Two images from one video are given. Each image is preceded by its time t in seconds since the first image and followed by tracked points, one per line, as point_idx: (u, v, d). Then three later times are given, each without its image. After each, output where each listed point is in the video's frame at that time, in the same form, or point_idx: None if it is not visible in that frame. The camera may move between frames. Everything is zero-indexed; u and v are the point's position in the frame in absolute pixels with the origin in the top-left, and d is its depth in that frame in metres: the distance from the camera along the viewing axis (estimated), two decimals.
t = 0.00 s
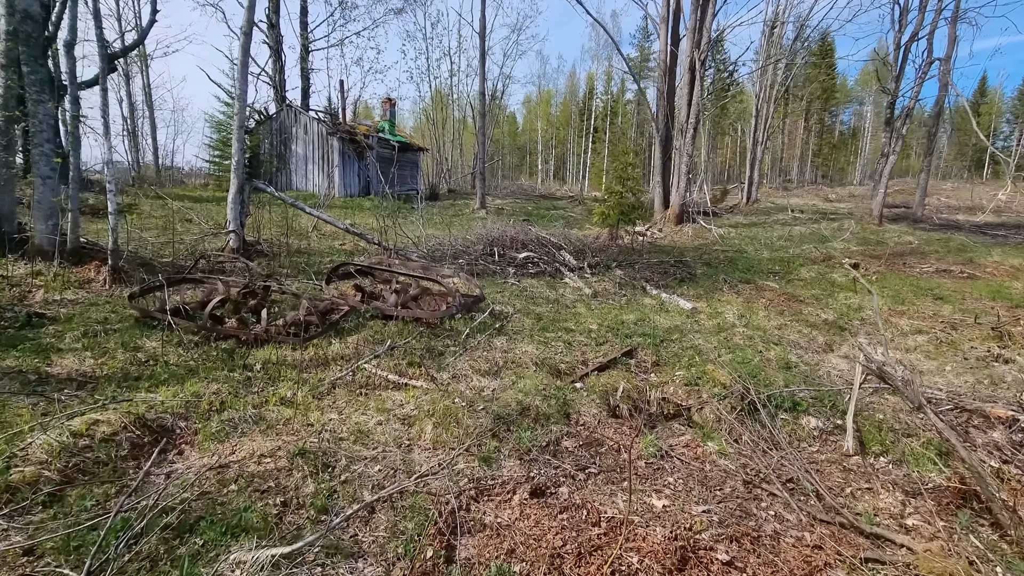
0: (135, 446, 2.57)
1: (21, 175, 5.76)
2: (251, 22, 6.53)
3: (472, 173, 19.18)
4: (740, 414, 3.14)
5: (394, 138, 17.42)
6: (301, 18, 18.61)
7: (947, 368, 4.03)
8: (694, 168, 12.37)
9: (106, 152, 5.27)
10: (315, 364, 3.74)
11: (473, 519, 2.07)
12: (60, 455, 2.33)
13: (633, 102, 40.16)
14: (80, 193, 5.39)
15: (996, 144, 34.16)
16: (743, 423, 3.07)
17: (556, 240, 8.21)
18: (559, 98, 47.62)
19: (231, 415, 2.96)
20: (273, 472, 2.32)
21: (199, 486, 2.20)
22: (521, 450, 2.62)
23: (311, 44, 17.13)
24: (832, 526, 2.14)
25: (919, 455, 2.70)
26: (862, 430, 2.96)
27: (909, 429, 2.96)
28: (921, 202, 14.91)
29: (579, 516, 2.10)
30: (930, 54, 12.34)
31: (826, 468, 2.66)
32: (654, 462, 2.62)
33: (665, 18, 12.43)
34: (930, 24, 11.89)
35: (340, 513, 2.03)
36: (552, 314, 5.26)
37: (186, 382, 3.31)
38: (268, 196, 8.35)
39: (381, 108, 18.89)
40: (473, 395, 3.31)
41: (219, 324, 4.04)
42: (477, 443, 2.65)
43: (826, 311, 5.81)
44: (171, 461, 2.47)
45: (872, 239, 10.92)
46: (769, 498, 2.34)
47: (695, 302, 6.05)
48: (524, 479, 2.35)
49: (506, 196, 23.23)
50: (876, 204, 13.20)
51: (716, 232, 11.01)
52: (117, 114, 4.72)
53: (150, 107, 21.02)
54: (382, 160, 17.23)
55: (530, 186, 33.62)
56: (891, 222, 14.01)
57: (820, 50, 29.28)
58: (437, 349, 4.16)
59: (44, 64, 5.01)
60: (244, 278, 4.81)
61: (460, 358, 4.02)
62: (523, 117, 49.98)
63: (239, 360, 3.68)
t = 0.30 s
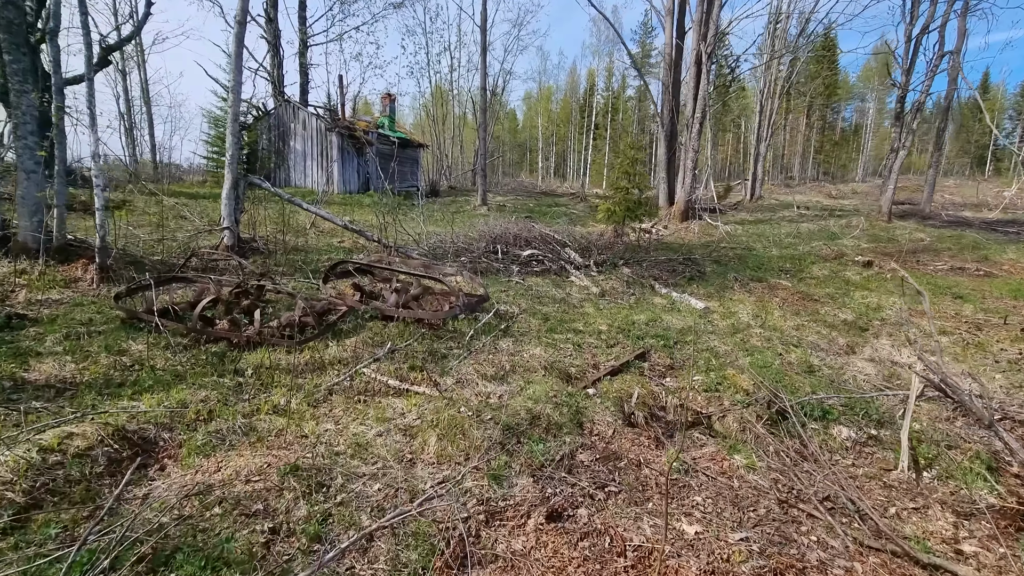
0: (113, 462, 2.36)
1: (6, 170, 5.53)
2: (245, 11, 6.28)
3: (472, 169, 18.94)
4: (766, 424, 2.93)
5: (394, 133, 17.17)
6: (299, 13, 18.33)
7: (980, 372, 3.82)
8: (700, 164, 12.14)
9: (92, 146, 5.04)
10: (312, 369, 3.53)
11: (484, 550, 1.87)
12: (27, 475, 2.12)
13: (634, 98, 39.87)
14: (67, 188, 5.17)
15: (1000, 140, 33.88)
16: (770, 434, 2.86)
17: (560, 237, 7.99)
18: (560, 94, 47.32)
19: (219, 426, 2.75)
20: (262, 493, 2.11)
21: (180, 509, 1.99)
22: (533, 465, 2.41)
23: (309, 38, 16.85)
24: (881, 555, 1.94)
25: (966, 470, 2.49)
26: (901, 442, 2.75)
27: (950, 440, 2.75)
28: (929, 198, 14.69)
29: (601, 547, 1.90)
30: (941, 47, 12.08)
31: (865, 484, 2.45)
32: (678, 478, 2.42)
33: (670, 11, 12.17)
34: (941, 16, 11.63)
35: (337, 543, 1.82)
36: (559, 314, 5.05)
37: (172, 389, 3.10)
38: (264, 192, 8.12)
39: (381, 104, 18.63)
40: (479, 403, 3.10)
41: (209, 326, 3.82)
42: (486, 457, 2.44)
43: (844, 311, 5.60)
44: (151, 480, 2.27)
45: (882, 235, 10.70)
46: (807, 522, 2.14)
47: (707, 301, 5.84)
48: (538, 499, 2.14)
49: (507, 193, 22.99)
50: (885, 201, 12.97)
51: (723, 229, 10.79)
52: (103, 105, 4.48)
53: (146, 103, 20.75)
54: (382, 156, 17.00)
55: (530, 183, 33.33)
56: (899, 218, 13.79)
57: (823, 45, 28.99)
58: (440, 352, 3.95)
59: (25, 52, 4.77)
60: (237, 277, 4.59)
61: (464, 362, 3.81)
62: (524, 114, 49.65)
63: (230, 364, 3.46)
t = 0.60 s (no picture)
0: (87, 498, 2.15)
1: None
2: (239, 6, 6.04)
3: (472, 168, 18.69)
4: (800, 445, 2.72)
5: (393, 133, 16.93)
6: (297, 10, 18.07)
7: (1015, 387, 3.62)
8: (704, 164, 11.93)
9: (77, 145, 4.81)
10: (308, 386, 3.31)
11: None
12: None
13: (633, 97, 39.66)
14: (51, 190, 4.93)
15: (1001, 139, 33.72)
16: (803, 459, 2.66)
17: (565, 239, 7.77)
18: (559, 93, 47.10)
19: (207, 453, 2.53)
20: (252, 538, 1.90)
21: (159, 560, 1.79)
22: (550, 501, 2.20)
23: (306, 35, 16.58)
24: None
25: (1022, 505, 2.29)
26: (946, 471, 2.54)
27: (998, 467, 2.54)
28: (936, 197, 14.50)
29: None
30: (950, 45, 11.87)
31: (913, 518, 2.25)
32: (709, 513, 2.22)
33: (675, 8, 11.94)
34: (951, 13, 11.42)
35: None
36: (568, 322, 4.84)
37: (157, 410, 2.88)
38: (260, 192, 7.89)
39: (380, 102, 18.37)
40: (488, 424, 2.89)
41: (199, 339, 3.59)
42: (499, 492, 2.23)
43: (862, 317, 5.39)
44: (128, 520, 2.05)
45: (891, 236, 10.51)
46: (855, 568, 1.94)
47: (720, 308, 5.63)
48: (558, 545, 1.97)
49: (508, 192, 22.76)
50: (892, 201, 12.78)
51: (729, 230, 10.59)
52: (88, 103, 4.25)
53: (142, 101, 20.51)
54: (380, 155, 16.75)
55: (530, 182, 33.07)
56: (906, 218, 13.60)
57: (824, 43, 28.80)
58: (444, 365, 3.73)
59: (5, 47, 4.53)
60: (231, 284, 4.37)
61: (470, 377, 3.59)
62: (523, 112, 49.40)
63: (221, 381, 3.24)
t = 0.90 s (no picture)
0: (66, 533, 1.98)
1: None
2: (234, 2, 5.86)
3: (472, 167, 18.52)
4: (828, 465, 2.57)
5: (392, 132, 16.75)
6: (295, 8, 17.87)
7: None
8: (708, 164, 11.77)
9: (66, 146, 4.65)
10: (306, 401, 3.15)
11: None
12: None
13: (633, 95, 39.48)
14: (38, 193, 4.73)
15: (1001, 137, 33.62)
16: (833, 483, 2.50)
17: (569, 241, 7.61)
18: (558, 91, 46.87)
19: (197, 479, 2.36)
20: None
21: None
22: (568, 536, 2.06)
23: (304, 33, 16.37)
24: None
25: None
26: (986, 496, 2.40)
27: None
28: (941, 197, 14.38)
29: None
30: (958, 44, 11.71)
31: (958, 551, 2.10)
32: (738, 547, 2.07)
33: (678, 5, 11.77)
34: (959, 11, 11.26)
35: None
36: (575, 329, 4.69)
37: (145, 429, 2.71)
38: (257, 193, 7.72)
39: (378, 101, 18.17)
40: (497, 444, 2.73)
41: (192, 351, 3.42)
42: (513, 526, 2.08)
43: (877, 323, 5.25)
44: (111, 561, 1.89)
45: (898, 238, 10.37)
46: None
47: (730, 314, 5.48)
48: None
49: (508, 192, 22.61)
50: (897, 201, 12.64)
51: (734, 232, 10.44)
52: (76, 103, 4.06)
53: (138, 100, 20.28)
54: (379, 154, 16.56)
55: (530, 182, 32.87)
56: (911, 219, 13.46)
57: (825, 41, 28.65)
58: (449, 378, 3.57)
59: None
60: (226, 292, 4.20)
61: (477, 391, 3.44)
62: (522, 111, 49.18)
63: (215, 396, 3.08)
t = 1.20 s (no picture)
0: (36, 561, 1.80)
1: None
2: None
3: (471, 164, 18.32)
4: (864, 478, 2.39)
5: (391, 128, 16.54)
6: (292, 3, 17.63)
7: None
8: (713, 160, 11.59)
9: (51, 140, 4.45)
10: (303, 408, 2.96)
11: None
12: None
13: (632, 92, 39.27)
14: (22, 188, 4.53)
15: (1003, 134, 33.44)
16: (870, 499, 2.33)
17: (574, 239, 7.43)
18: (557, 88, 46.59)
19: (184, 497, 2.18)
20: None
21: None
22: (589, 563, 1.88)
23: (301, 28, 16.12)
24: None
25: None
26: None
27: None
28: (946, 193, 14.20)
29: None
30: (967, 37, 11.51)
31: None
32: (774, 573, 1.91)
33: None
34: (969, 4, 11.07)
35: None
36: (584, 330, 4.51)
37: (129, 441, 2.53)
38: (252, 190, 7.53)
39: (377, 97, 17.95)
40: (507, 456, 2.55)
41: (182, 354, 3.23)
42: (529, 551, 1.90)
43: (895, 323, 5.07)
44: None
45: (906, 235, 10.20)
46: None
47: (743, 313, 5.31)
48: None
49: (508, 189, 22.42)
50: (904, 198, 12.46)
51: (739, 229, 10.27)
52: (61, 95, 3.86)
53: (133, 96, 20.01)
54: (378, 150, 16.35)
55: (530, 179, 32.66)
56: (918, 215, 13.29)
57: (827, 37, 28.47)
58: (453, 383, 3.38)
59: None
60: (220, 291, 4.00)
61: (483, 397, 3.25)
62: (522, 108, 48.96)
63: (206, 403, 2.90)
